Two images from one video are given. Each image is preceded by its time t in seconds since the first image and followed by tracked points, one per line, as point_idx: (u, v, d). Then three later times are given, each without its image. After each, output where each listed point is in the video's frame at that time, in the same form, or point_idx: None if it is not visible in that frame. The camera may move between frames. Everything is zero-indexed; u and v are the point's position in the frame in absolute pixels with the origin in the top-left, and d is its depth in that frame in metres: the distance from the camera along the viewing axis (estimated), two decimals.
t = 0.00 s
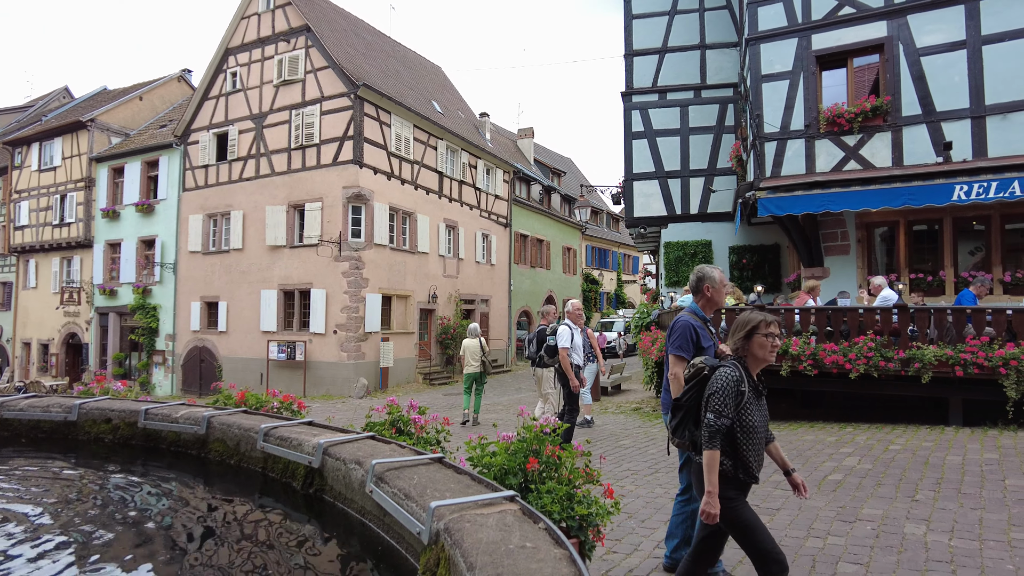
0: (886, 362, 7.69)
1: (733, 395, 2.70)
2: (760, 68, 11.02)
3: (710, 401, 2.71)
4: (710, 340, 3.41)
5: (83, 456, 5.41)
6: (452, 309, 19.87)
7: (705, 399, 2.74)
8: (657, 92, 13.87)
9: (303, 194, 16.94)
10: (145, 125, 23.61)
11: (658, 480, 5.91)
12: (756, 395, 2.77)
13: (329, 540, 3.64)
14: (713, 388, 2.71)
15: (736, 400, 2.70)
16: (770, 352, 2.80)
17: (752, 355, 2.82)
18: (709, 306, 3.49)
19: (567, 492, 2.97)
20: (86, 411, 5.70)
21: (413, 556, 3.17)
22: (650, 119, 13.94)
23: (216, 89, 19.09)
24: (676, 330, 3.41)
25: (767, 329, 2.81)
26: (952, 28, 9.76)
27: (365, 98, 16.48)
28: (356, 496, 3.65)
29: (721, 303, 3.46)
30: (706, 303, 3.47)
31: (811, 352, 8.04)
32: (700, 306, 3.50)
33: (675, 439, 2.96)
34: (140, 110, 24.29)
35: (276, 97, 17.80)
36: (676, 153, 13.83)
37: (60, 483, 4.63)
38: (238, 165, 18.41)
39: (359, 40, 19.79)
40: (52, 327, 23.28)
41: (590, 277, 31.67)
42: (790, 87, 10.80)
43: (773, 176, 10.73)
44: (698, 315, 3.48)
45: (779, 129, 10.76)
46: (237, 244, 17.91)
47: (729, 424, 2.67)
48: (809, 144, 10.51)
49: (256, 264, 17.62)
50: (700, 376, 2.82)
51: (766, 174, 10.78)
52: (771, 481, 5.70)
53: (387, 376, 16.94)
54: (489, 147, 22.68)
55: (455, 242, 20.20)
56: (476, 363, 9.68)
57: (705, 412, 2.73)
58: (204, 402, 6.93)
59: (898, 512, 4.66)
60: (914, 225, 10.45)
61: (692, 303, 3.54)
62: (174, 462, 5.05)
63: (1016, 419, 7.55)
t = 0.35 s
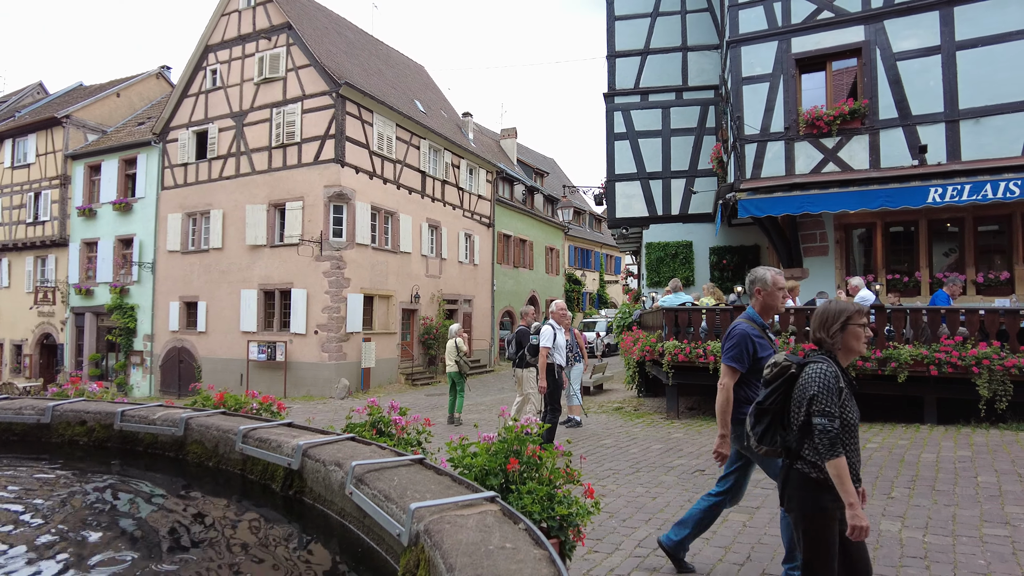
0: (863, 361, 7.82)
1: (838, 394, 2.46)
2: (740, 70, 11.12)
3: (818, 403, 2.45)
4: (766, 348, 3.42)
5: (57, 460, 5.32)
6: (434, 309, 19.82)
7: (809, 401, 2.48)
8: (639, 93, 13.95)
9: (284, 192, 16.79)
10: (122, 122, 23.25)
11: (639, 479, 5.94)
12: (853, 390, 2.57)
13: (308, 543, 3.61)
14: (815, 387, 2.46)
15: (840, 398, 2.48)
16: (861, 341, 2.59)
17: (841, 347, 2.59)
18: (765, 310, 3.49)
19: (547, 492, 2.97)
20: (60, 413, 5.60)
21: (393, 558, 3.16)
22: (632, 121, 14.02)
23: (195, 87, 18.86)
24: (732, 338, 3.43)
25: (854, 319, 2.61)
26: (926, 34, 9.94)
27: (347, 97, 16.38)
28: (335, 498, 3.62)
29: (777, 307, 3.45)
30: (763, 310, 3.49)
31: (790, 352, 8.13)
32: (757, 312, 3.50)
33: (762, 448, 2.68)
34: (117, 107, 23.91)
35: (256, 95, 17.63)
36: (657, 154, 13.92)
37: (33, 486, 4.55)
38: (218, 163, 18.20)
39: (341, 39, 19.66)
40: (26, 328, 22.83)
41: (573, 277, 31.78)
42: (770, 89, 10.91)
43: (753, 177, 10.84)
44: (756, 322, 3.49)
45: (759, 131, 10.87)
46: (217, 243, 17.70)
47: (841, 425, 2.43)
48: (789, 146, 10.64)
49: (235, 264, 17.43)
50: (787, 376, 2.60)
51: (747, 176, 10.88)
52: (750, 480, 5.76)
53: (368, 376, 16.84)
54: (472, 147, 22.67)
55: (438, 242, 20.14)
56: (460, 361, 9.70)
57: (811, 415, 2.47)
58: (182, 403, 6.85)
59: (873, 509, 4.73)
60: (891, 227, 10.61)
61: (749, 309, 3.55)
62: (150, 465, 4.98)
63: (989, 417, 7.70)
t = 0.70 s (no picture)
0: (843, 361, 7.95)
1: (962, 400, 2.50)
2: (723, 72, 11.20)
3: (945, 408, 2.47)
4: (830, 334, 3.24)
5: (31, 462, 5.22)
6: (418, 309, 19.76)
7: (933, 407, 2.50)
8: (622, 94, 14.02)
9: (266, 192, 16.64)
10: (101, 120, 22.91)
11: (621, 479, 5.96)
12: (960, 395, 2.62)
13: (288, 545, 3.58)
14: (935, 393, 2.49)
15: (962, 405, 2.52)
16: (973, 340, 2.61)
17: (953, 346, 2.60)
18: (823, 295, 3.32)
19: (529, 492, 2.97)
20: (34, 415, 5.50)
21: (374, 559, 3.14)
22: (616, 122, 14.08)
23: (176, 84, 18.64)
24: (796, 325, 3.21)
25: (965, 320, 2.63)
26: (904, 39, 10.10)
27: (330, 96, 16.28)
28: (316, 500, 3.59)
29: (836, 292, 3.31)
30: (823, 294, 3.31)
31: (771, 352, 8.22)
32: (818, 296, 3.31)
33: (870, 457, 2.67)
34: (96, 104, 23.55)
35: (238, 93, 17.47)
36: (640, 155, 14.00)
37: (6, 490, 4.47)
38: (198, 162, 18.00)
39: (324, 37, 19.53)
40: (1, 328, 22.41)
41: (557, 277, 31.86)
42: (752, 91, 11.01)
43: (735, 179, 10.93)
44: (815, 307, 3.29)
45: (741, 133, 10.96)
46: (198, 242, 17.51)
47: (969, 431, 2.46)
48: (770, 148, 10.74)
49: (216, 263, 17.25)
50: (895, 381, 2.63)
51: (729, 177, 10.97)
52: (731, 479, 5.81)
53: (351, 377, 16.74)
54: (456, 147, 22.64)
55: (422, 242, 20.08)
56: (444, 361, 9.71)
57: (934, 420, 2.49)
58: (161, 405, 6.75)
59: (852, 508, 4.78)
60: (870, 228, 10.75)
61: (806, 293, 3.35)
62: (128, 467, 4.91)
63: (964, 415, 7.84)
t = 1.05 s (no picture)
0: (825, 361, 7.97)
1: None
2: (706, 74, 11.27)
3: None
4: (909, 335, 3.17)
5: (6, 465, 5.13)
6: (403, 309, 19.68)
7: None
8: (606, 95, 14.08)
9: (248, 190, 16.49)
10: (80, 117, 22.57)
11: (605, 478, 5.98)
12: None
13: (269, 547, 3.55)
14: None
15: None
16: None
17: None
18: (897, 294, 3.25)
19: (511, 493, 2.97)
20: (9, 417, 5.41)
21: (355, 561, 3.13)
22: (600, 123, 14.13)
23: (157, 82, 18.42)
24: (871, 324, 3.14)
25: None
26: (883, 43, 10.24)
27: (313, 94, 16.17)
28: (297, 502, 3.57)
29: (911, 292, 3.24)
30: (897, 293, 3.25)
31: (753, 352, 8.28)
32: (892, 296, 3.25)
33: (972, 453, 2.54)
34: (75, 100, 23.19)
35: (220, 91, 17.30)
36: (624, 156, 14.06)
37: None
38: (180, 160, 17.79)
39: (308, 35, 19.39)
40: None
41: (541, 278, 31.91)
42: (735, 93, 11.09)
43: (718, 180, 11.00)
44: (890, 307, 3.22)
45: (724, 134, 11.03)
46: (179, 241, 17.30)
47: None
48: (752, 150, 10.83)
49: (198, 263, 17.06)
50: (1002, 372, 2.50)
51: (711, 178, 11.05)
52: (714, 478, 5.85)
53: (335, 378, 16.64)
54: (441, 146, 22.58)
55: (406, 242, 20.01)
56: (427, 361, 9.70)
57: None
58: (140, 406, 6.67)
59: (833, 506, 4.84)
60: (851, 229, 10.88)
61: (879, 293, 3.29)
62: (105, 469, 4.83)
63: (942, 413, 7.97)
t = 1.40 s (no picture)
0: (807, 361, 8.04)
1: None
2: (690, 76, 11.34)
3: None
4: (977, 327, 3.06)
5: None
6: (387, 309, 19.61)
7: None
8: (591, 96, 14.13)
9: (230, 189, 16.33)
10: (59, 113, 22.22)
11: (590, 478, 6.00)
12: None
13: (251, 549, 3.52)
14: None
15: None
16: None
17: None
18: (968, 284, 3.13)
19: (495, 492, 2.97)
20: None
21: (338, 563, 3.11)
22: (585, 123, 14.18)
23: (138, 79, 18.20)
24: (936, 313, 3.04)
25: None
26: (864, 46, 10.37)
27: (297, 93, 16.05)
28: (279, 503, 3.54)
29: (981, 281, 3.12)
30: (969, 283, 3.12)
31: (736, 352, 8.35)
32: (963, 286, 3.12)
33: None
34: (53, 97, 22.82)
35: (203, 88, 17.11)
36: (609, 157, 14.11)
37: None
38: (161, 158, 17.58)
39: (292, 33, 19.24)
40: None
41: (527, 278, 31.95)
42: (719, 95, 11.17)
43: (702, 181, 11.07)
44: (960, 296, 3.10)
45: (707, 136, 11.10)
46: (160, 240, 17.09)
47: None
48: (736, 151, 10.92)
49: (180, 262, 16.87)
50: None
51: (695, 180, 11.13)
52: (697, 477, 5.89)
53: (318, 378, 16.53)
54: (426, 146, 22.52)
55: (391, 242, 19.93)
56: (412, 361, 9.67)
57: None
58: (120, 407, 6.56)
59: (814, 503, 4.90)
60: (832, 230, 11.01)
61: (949, 281, 3.16)
62: (84, 472, 4.76)
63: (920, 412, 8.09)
